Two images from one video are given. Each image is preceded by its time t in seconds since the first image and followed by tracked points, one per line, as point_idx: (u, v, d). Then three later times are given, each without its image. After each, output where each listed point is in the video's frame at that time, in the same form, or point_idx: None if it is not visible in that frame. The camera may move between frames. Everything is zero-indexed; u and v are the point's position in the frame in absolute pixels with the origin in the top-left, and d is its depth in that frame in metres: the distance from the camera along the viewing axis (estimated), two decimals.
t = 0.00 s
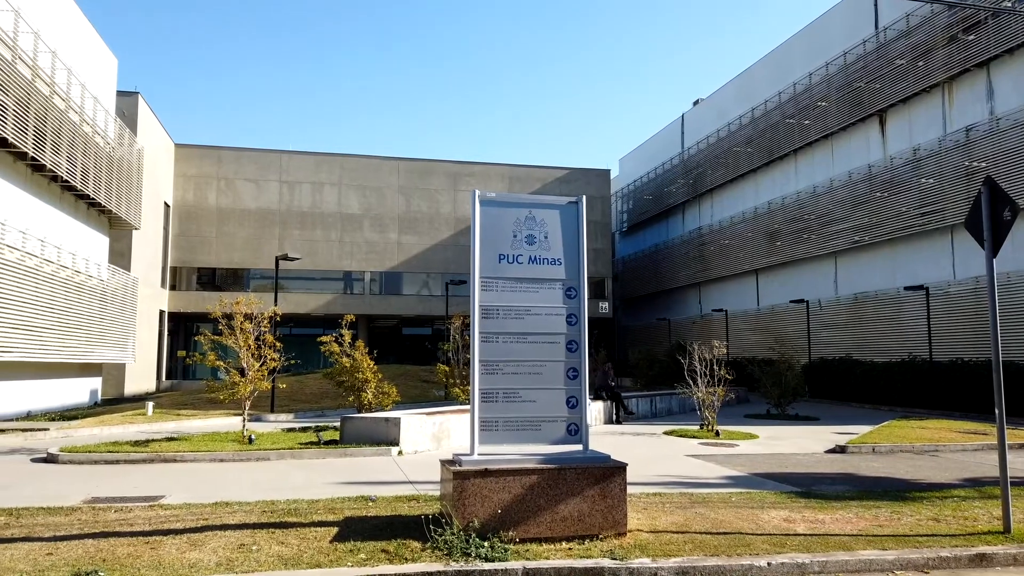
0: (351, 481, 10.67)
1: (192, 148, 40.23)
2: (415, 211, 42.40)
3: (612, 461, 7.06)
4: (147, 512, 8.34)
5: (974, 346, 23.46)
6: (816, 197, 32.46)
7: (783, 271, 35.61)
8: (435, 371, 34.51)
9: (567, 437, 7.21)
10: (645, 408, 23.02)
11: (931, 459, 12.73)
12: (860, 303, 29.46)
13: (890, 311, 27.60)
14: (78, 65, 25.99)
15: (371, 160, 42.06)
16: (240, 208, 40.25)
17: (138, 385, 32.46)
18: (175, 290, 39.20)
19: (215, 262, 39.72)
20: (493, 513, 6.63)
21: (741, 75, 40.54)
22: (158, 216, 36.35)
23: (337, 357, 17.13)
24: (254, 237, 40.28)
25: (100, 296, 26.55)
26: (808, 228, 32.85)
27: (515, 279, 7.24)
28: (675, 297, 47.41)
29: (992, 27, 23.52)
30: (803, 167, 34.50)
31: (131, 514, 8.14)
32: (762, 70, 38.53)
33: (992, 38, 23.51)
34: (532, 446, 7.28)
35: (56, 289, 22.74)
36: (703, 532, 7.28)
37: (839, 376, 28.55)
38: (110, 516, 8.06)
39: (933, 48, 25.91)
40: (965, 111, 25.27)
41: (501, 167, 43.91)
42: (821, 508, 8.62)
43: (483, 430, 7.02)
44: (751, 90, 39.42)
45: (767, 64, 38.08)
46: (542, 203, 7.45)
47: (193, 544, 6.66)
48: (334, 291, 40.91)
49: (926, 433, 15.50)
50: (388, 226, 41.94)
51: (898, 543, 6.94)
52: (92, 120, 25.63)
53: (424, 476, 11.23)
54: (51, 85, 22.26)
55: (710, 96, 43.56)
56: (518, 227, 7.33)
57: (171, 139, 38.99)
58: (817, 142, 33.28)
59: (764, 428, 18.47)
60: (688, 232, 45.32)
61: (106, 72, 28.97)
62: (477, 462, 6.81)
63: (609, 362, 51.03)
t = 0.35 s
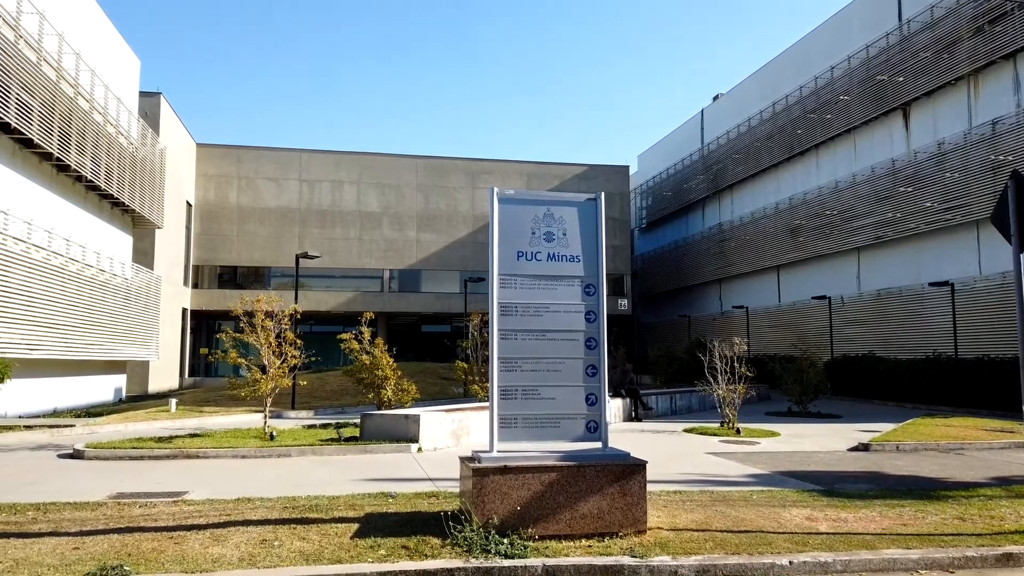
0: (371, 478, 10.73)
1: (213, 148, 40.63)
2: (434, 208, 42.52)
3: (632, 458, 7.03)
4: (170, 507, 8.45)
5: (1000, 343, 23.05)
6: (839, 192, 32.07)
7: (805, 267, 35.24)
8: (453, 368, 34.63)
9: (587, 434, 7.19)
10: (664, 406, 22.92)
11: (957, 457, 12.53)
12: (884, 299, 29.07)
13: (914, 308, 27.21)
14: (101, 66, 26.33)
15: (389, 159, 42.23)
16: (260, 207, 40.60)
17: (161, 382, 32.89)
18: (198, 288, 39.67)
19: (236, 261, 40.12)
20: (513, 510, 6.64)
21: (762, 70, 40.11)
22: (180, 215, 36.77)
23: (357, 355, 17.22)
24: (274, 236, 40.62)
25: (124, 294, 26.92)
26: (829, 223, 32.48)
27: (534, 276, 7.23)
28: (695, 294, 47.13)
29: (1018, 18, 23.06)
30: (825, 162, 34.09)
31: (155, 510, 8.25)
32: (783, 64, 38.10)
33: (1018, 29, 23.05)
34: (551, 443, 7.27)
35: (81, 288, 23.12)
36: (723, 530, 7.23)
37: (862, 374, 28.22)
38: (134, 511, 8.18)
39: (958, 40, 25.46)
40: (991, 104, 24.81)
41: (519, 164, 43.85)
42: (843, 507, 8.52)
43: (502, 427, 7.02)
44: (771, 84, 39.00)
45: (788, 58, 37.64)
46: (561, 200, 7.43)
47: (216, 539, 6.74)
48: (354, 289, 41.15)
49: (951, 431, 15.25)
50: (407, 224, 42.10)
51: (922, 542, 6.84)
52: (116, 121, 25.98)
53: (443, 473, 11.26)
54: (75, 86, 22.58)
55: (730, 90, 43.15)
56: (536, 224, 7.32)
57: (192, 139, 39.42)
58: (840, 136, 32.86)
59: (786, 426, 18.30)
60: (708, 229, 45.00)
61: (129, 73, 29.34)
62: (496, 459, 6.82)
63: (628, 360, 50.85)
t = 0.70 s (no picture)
0: (390, 474, 10.79)
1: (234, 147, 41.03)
2: (452, 206, 42.61)
3: (651, 456, 7.00)
4: (192, 503, 8.55)
5: None
6: (861, 188, 31.68)
7: (826, 263, 34.86)
8: (473, 366, 34.68)
9: (605, 432, 7.16)
10: (684, 404, 22.80)
11: (982, 456, 12.33)
12: (907, 296, 28.68)
13: (939, 304, 26.81)
14: (124, 67, 26.66)
15: (407, 157, 42.38)
16: (280, 205, 40.94)
17: (184, 380, 33.32)
18: (219, 287, 40.11)
19: (256, 259, 40.49)
20: (532, 507, 6.64)
21: (782, 64, 39.68)
22: (202, 214, 37.18)
23: (376, 352, 17.31)
24: (294, 234, 40.93)
25: (147, 292, 27.29)
26: (851, 219, 32.09)
27: (552, 273, 7.22)
28: (715, 291, 46.82)
29: None
30: (847, 157, 33.68)
31: (178, 505, 8.34)
32: (804, 58, 37.64)
33: None
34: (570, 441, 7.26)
35: (105, 286, 23.45)
36: (744, 528, 7.17)
37: (885, 371, 27.88)
38: (157, 506, 8.29)
39: (983, 33, 25.02)
40: (1017, 97, 24.35)
41: (536, 161, 43.79)
42: (866, 506, 8.42)
43: (521, 424, 7.02)
44: (792, 79, 38.55)
45: (809, 52, 37.19)
46: (578, 197, 7.40)
47: (238, 534, 6.81)
48: (373, 287, 41.38)
49: (977, 430, 15.00)
50: (425, 221, 42.23)
51: (947, 542, 6.74)
52: (138, 121, 26.32)
53: (462, 470, 11.30)
54: (98, 87, 22.88)
55: (750, 85, 42.73)
56: (554, 221, 7.30)
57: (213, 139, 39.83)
58: (862, 131, 32.44)
59: (807, 424, 18.11)
60: (727, 225, 44.65)
61: (150, 74, 29.69)
62: (515, 456, 6.82)
63: (647, 357, 50.64)
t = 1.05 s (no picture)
0: (411, 471, 10.83)
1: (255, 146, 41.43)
2: (471, 204, 42.66)
3: (672, 454, 6.96)
4: (217, 498, 8.65)
5: None
6: (885, 182, 31.22)
7: (850, 259, 34.41)
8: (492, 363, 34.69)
9: (625, 430, 7.13)
10: (705, 401, 22.66)
11: (1011, 454, 12.11)
12: (933, 292, 28.21)
13: (965, 301, 26.35)
14: (147, 68, 27.00)
15: (427, 155, 42.49)
16: (301, 204, 41.26)
17: (207, 377, 33.71)
18: (241, 285, 40.54)
19: (277, 257, 40.86)
20: (552, 504, 6.63)
21: (805, 58, 39.19)
22: (224, 214, 37.58)
23: (396, 349, 17.38)
24: (315, 233, 41.23)
25: (171, 290, 27.64)
26: (875, 214, 31.63)
27: (572, 270, 7.20)
28: (736, 287, 46.43)
29: None
30: (871, 151, 33.20)
31: (203, 501, 8.45)
32: (827, 51, 37.14)
33: None
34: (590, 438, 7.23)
35: (129, 285, 23.79)
36: (767, 527, 7.09)
37: (910, 368, 27.47)
38: (182, 502, 8.40)
39: (1011, 24, 24.51)
40: None
41: (555, 158, 43.71)
42: (891, 505, 8.30)
43: (541, 422, 7.01)
44: (815, 72, 38.05)
45: (832, 46, 36.69)
46: (598, 194, 7.37)
47: (261, 530, 6.88)
48: (393, 285, 41.57)
49: (1005, 428, 14.73)
50: (445, 219, 42.34)
51: (975, 541, 6.62)
52: (161, 121, 26.65)
53: (482, 467, 11.32)
54: (122, 88, 23.20)
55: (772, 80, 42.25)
56: (574, 218, 7.28)
57: (236, 138, 40.25)
58: (886, 124, 31.96)
59: (831, 422, 17.90)
60: (749, 221, 44.23)
61: (173, 74, 30.04)
62: (534, 453, 6.82)
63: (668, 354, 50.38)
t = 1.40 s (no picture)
0: (431, 468, 10.87)
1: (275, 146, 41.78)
2: (490, 201, 42.68)
3: (693, 452, 6.91)
4: (239, 494, 8.74)
5: None
6: (910, 177, 30.74)
7: (874, 256, 33.95)
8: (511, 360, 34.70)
9: (645, 428, 7.09)
10: (725, 399, 22.49)
11: None
12: (958, 289, 27.74)
13: (992, 297, 25.88)
14: (169, 69, 27.31)
15: (445, 153, 42.57)
16: (320, 203, 41.53)
17: (229, 374, 34.06)
18: (262, 283, 40.92)
19: (297, 255, 41.15)
20: (572, 502, 6.62)
21: (827, 52, 38.70)
22: (245, 213, 37.93)
23: (415, 347, 17.44)
24: (335, 231, 41.48)
25: (193, 289, 27.96)
26: (900, 210, 31.17)
27: (591, 268, 7.17)
28: (757, 284, 46.02)
29: None
30: (895, 146, 32.71)
31: (225, 497, 8.54)
32: (849, 45, 36.63)
33: None
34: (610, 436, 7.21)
35: (153, 283, 24.09)
36: (789, 526, 7.02)
37: (935, 366, 27.04)
38: (205, 498, 8.49)
39: None
40: None
41: (574, 155, 43.58)
42: (916, 504, 8.18)
43: (560, 419, 7.00)
44: (837, 66, 37.55)
45: (855, 39, 36.18)
46: (617, 191, 7.33)
47: (283, 526, 6.94)
48: (412, 283, 41.72)
49: None
50: (463, 217, 42.42)
51: (1002, 541, 6.50)
52: (183, 121, 26.95)
53: (502, 465, 11.33)
54: (145, 88, 23.48)
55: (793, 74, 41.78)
56: (593, 215, 7.25)
57: (256, 138, 40.61)
58: (911, 118, 31.47)
59: (854, 420, 17.69)
60: (770, 217, 43.79)
61: (195, 75, 30.36)
62: (554, 451, 6.81)
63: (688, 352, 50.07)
